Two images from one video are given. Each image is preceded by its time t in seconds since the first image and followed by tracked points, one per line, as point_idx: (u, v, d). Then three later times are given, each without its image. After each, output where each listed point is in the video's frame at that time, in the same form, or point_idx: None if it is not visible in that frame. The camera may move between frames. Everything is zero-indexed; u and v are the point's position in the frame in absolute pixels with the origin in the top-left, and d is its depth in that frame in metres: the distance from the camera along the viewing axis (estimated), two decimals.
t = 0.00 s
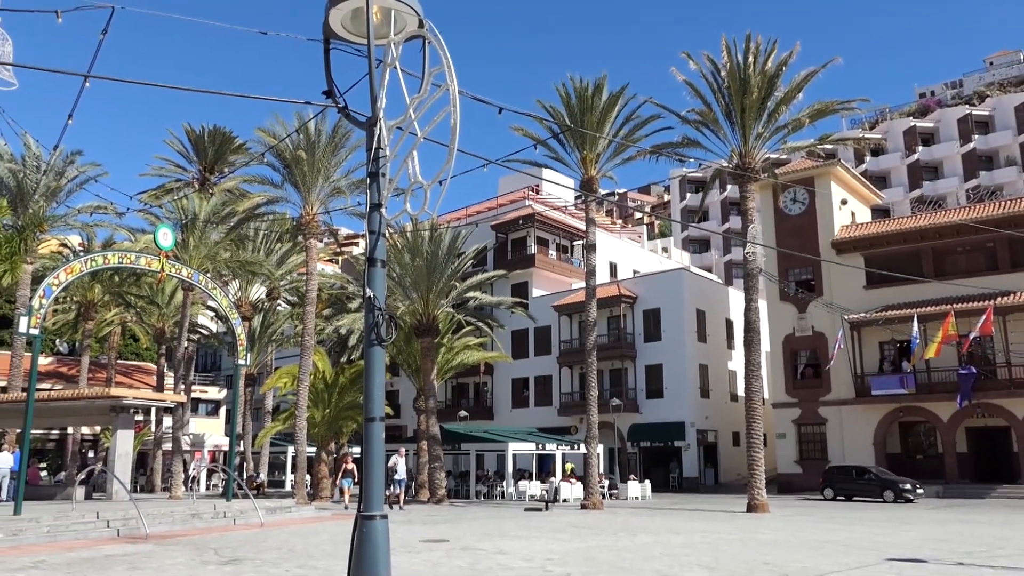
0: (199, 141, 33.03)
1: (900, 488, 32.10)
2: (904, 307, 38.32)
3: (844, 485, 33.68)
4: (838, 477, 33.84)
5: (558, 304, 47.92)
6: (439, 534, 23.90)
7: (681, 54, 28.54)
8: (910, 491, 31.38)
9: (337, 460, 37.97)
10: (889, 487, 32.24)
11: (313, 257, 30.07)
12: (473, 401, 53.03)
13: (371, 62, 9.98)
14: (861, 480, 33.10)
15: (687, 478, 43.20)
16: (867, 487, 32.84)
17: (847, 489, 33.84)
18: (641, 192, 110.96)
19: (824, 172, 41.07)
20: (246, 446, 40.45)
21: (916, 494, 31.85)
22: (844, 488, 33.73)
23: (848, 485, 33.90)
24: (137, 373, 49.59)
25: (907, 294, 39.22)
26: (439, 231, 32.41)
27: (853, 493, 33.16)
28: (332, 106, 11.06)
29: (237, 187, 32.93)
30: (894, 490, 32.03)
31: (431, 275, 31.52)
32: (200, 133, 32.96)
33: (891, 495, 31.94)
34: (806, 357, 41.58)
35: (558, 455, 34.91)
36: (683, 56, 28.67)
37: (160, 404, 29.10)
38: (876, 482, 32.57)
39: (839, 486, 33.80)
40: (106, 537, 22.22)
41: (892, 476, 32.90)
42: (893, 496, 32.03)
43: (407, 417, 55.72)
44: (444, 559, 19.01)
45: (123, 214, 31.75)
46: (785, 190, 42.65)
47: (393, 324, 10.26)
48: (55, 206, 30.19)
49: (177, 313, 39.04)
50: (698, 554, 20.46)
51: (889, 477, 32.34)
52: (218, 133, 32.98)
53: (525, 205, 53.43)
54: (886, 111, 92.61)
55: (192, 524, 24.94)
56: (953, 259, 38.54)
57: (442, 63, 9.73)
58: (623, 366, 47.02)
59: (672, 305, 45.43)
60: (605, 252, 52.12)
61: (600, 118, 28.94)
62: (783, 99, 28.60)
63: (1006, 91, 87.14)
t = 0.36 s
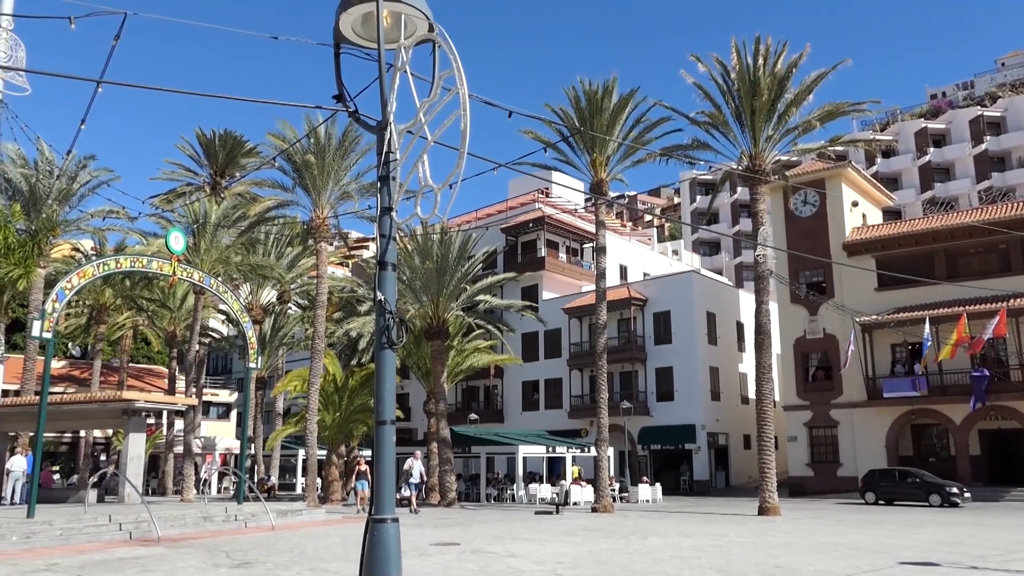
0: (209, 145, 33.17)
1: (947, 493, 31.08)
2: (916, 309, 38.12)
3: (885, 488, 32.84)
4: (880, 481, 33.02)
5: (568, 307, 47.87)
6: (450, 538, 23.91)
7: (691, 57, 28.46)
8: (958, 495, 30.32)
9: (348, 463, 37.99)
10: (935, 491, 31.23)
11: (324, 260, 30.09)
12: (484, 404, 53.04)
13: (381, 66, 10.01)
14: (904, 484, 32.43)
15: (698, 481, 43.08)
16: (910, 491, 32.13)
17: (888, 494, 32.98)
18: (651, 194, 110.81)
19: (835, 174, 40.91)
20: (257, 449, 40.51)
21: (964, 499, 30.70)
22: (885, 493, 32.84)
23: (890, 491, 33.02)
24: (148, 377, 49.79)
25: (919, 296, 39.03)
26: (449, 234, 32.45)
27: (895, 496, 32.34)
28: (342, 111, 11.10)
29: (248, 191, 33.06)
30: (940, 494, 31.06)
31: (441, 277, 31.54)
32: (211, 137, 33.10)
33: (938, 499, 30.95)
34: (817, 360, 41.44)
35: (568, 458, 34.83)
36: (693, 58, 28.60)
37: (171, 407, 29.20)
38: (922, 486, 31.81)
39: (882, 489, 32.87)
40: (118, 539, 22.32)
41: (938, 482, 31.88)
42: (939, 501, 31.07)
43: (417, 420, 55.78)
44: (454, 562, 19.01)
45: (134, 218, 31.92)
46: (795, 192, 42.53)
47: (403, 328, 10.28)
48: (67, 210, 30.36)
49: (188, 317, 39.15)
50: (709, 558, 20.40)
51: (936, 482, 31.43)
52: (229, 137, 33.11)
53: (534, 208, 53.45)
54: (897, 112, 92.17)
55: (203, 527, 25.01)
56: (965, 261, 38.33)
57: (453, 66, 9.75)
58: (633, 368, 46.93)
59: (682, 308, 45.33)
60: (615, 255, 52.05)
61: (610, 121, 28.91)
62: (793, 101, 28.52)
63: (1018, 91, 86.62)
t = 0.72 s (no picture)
0: (218, 142, 33.26)
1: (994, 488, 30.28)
2: (927, 303, 37.92)
3: (930, 484, 32.09)
4: (924, 476, 32.30)
5: (577, 302, 47.84)
6: (460, 532, 23.95)
7: (700, 51, 28.33)
8: (1006, 490, 29.57)
9: (359, 458, 38.10)
10: (983, 486, 30.45)
11: (333, 256, 30.14)
12: (493, 399, 53.11)
13: (390, 62, 10.01)
14: (949, 479, 31.59)
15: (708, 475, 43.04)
16: (956, 486, 31.30)
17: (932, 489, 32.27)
18: (660, 189, 110.56)
19: (845, 167, 40.65)
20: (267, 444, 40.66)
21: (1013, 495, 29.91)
22: (930, 488, 32.12)
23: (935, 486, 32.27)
24: (159, 373, 50.06)
25: (930, 290, 38.80)
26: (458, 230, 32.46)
27: (939, 492, 31.61)
28: (351, 107, 11.10)
29: (257, 188, 33.15)
30: (988, 490, 30.26)
31: (450, 273, 31.58)
32: (220, 134, 33.18)
33: (986, 495, 30.15)
34: (827, 354, 41.32)
35: (578, 453, 34.85)
36: (702, 52, 28.46)
37: (182, 403, 29.33)
38: (968, 481, 30.96)
39: (925, 485, 32.17)
40: (130, 534, 22.44)
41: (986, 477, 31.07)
42: (987, 496, 30.26)
43: (427, 415, 55.89)
44: (464, 557, 19.02)
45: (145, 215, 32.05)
46: (805, 185, 42.32)
47: (414, 323, 10.28)
48: (78, 208, 30.47)
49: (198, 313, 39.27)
50: (720, 552, 20.36)
51: (983, 477, 30.63)
52: (238, 134, 33.19)
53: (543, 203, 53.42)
54: (908, 105, 91.62)
55: (214, 522, 25.13)
56: (977, 255, 38.08)
57: (461, 62, 9.74)
58: (643, 363, 46.87)
59: (691, 303, 45.24)
60: (624, 250, 51.96)
61: (618, 116, 28.84)
62: (803, 94, 28.39)
63: None
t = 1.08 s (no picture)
0: (229, 143, 33.37)
1: None
2: (940, 300, 37.72)
3: (980, 483, 31.24)
4: (973, 475, 31.41)
5: (587, 300, 47.81)
6: (471, 531, 23.98)
7: (710, 47, 28.22)
8: None
9: (370, 457, 38.16)
10: None
11: (343, 256, 30.19)
12: (504, 398, 53.12)
13: (400, 62, 10.01)
14: (1001, 478, 30.82)
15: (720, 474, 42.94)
16: (1010, 485, 30.54)
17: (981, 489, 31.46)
18: (670, 186, 110.39)
19: (856, 164, 40.42)
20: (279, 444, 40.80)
21: None
22: (979, 488, 31.29)
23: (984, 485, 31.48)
24: (171, 373, 50.26)
25: (943, 287, 38.59)
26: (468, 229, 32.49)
27: (992, 491, 30.74)
28: (361, 107, 11.11)
29: (268, 189, 33.25)
30: None
31: (460, 272, 31.58)
32: (231, 135, 33.30)
33: None
34: (839, 352, 41.16)
35: (589, 452, 34.78)
36: (711, 49, 28.34)
37: (194, 404, 29.46)
38: None
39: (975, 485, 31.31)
40: (144, 534, 22.54)
41: None
42: None
43: (438, 414, 56.01)
44: (477, 556, 19.01)
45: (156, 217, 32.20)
46: (816, 182, 42.12)
47: (425, 323, 10.29)
48: (90, 209, 30.59)
49: (210, 314, 39.44)
50: (732, 551, 20.31)
51: None
52: (249, 135, 33.30)
53: (553, 202, 53.41)
54: (919, 100, 91.07)
55: (227, 522, 25.23)
56: (989, 251, 37.82)
57: (471, 61, 9.72)
58: (653, 362, 46.80)
59: (702, 301, 45.12)
60: (634, 248, 51.87)
61: (628, 114, 28.78)
62: (814, 91, 28.29)
63: None
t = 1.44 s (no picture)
0: (242, 139, 33.50)
1: None
2: (955, 293, 37.47)
3: None
4: None
5: (600, 295, 47.76)
6: (485, 525, 24.04)
7: (722, 40, 28.08)
8: None
9: (383, 452, 38.28)
10: None
11: (356, 252, 30.26)
12: (516, 393, 53.18)
13: (412, 56, 10.02)
14: None
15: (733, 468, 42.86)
16: None
17: None
18: (682, 180, 110.08)
19: (869, 156, 40.16)
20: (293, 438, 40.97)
21: None
22: None
23: None
24: (186, 368, 50.59)
25: (958, 280, 38.38)
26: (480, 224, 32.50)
27: None
28: (374, 101, 11.13)
29: (280, 184, 33.35)
30: None
31: (472, 267, 31.58)
32: (243, 131, 33.42)
33: None
34: (853, 346, 40.98)
35: (602, 446, 34.78)
36: (724, 42, 28.20)
37: (209, 398, 29.63)
38: None
39: None
40: (159, 528, 22.72)
41: None
42: None
43: (451, 409, 56.15)
44: (490, 550, 19.07)
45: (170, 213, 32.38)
46: (829, 175, 41.87)
47: (438, 317, 10.30)
48: (106, 206, 30.80)
49: (223, 309, 39.65)
50: (745, 545, 20.28)
51: None
52: (261, 131, 33.41)
53: (565, 196, 53.36)
54: (934, 92, 90.32)
55: (242, 516, 25.38)
56: (1005, 243, 37.55)
57: (483, 55, 9.72)
58: (666, 356, 46.72)
59: (715, 295, 44.98)
60: (647, 242, 51.75)
61: (640, 108, 28.70)
62: (828, 83, 28.13)
63: None
